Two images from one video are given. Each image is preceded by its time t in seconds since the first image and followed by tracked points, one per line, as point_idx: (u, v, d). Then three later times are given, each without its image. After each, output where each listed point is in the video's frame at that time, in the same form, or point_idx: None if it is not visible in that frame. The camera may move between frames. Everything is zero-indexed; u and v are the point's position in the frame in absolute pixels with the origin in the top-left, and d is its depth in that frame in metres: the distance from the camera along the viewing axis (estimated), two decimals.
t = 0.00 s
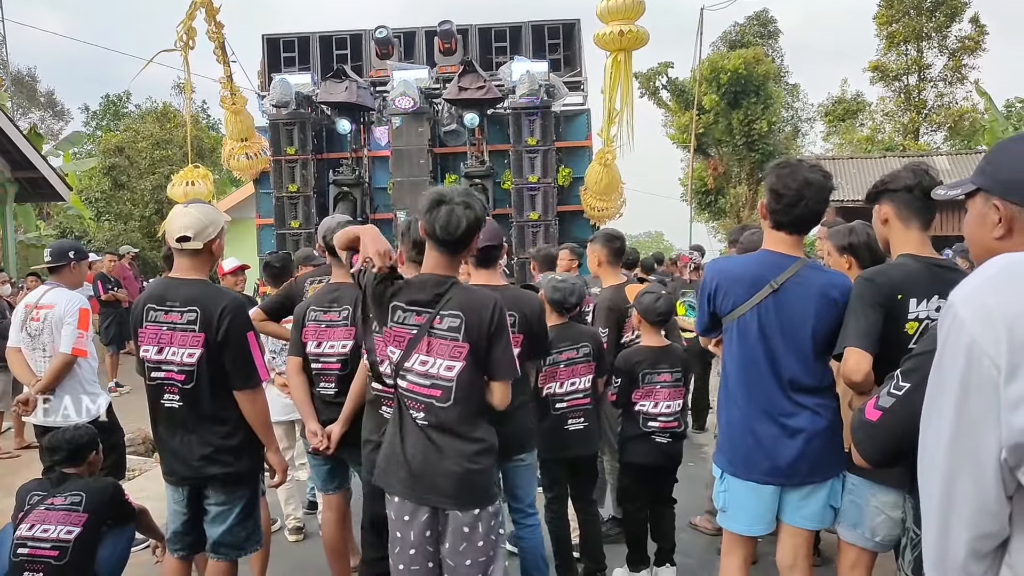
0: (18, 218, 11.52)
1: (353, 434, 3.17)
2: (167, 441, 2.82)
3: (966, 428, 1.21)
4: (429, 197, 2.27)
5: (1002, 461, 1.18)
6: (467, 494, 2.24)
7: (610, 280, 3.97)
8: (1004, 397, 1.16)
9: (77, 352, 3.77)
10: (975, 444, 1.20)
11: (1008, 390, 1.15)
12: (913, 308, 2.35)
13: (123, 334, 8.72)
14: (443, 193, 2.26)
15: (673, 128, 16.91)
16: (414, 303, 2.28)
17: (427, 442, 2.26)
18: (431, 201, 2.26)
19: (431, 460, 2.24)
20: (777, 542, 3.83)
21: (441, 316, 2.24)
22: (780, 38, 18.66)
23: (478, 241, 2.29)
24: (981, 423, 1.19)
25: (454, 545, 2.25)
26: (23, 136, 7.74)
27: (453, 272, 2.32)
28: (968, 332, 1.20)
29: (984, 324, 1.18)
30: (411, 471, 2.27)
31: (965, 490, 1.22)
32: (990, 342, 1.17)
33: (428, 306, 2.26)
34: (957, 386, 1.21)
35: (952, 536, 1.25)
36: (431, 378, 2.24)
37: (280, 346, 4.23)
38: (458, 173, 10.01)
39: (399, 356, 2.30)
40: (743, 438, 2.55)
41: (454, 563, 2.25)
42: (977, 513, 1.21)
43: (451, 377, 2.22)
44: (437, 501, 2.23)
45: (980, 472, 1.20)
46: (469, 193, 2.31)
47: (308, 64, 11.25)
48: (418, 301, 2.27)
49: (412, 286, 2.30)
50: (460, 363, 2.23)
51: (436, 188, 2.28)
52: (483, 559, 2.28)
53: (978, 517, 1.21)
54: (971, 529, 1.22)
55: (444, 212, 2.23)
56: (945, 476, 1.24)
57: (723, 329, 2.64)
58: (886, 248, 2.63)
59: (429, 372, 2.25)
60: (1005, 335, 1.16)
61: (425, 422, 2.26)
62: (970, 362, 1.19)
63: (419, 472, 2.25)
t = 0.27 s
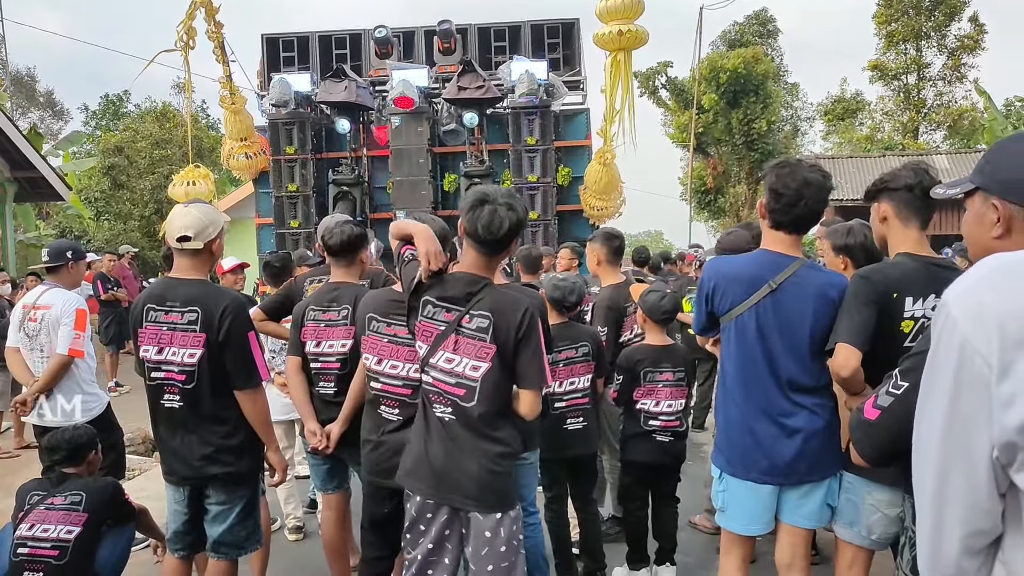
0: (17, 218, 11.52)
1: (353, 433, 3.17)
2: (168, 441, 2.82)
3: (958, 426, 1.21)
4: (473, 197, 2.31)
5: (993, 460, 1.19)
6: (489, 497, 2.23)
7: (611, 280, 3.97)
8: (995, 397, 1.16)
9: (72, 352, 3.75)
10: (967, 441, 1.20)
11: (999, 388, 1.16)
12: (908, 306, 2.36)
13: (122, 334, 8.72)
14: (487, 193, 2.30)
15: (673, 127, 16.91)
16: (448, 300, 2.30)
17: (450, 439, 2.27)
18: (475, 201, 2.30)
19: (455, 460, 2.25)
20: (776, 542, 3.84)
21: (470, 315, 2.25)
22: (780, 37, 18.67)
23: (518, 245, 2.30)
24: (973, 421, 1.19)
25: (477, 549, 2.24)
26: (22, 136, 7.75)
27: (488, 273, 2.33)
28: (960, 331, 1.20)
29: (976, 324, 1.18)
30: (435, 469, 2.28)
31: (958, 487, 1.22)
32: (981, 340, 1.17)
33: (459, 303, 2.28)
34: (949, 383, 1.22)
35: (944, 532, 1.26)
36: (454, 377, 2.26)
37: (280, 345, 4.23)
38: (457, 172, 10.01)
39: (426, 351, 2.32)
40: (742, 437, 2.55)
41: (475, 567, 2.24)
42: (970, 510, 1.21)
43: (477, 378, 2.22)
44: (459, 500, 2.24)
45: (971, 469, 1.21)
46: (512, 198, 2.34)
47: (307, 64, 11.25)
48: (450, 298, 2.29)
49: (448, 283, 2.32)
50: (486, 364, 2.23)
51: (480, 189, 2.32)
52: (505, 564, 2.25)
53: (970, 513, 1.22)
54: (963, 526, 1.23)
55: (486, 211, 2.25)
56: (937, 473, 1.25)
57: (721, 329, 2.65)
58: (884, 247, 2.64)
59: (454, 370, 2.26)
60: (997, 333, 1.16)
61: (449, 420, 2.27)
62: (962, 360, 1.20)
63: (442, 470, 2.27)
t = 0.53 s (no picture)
0: (17, 217, 11.55)
1: (353, 433, 3.18)
2: (168, 441, 2.82)
3: (947, 426, 1.21)
4: (483, 195, 2.31)
5: (982, 460, 1.19)
6: (495, 497, 2.22)
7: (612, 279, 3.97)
8: (984, 397, 1.16)
9: (75, 352, 3.75)
10: (957, 441, 1.21)
11: (988, 389, 1.16)
12: (906, 307, 2.36)
13: (122, 333, 8.72)
14: (498, 192, 2.29)
15: (672, 126, 16.91)
16: (456, 300, 2.31)
17: (460, 438, 2.28)
18: (485, 199, 2.29)
19: (464, 459, 2.26)
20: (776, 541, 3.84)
21: (478, 314, 2.26)
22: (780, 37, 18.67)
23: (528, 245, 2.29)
24: (962, 421, 1.20)
25: (480, 549, 2.24)
26: (22, 137, 7.75)
27: (498, 273, 2.32)
28: (949, 331, 1.20)
29: (965, 325, 1.18)
30: (445, 468, 2.29)
31: (947, 488, 1.22)
32: (970, 341, 1.17)
33: (467, 303, 2.29)
34: (938, 384, 1.22)
35: (935, 531, 1.26)
36: (462, 376, 2.27)
37: (280, 345, 4.23)
38: (457, 172, 10.01)
39: (438, 351, 2.34)
40: (739, 437, 2.55)
41: (479, 568, 2.23)
42: (959, 509, 1.22)
43: (484, 377, 2.23)
44: (466, 500, 2.24)
45: (961, 469, 1.21)
46: (524, 196, 2.32)
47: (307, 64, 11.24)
48: (457, 298, 2.31)
49: (457, 283, 2.33)
50: (493, 365, 2.23)
51: (491, 187, 2.32)
52: (509, 565, 2.23)
53: (959, 512, 1.22)
54: (953, 524, 1.23)
55: (496, 210, 2.24)
56: (927, 473, 1.25)
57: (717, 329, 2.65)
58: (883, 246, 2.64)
59: (463, 369, 2.26)
60: (986, 334, 1.16)
61: (459, 418, 2.29)
62: (951, 360, 1.20)
63: (451, 469, 2.27)
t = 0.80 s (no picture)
0: (18, 217, 11.55)
1: (354, 433, 3.18)
2: (168, 441, 2.82)
3: (941, 429, 1.22)
4: (481, 193, 2.30)
5: (975, 463, 1.19)
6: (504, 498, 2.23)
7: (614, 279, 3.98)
8: (976, 401, 1.17)
9: (78, 352, 3.76)
10: (951, 443, 1.21)
11: (981, 392, 1.16)
12: (903, 307, 2.36)
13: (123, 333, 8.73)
14: (495, 188, 2.29)
15: (673, 126, 16.91)
16: (461, 300, 2.29)
17: (467, 439, 2.28)
18: (483, 197, 2.28)
19: (472, 459, 2.26)
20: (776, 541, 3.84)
21: (485, 313, 2.26)
22: (780, 37, 18.67)
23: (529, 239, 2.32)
24: (955, 424, 1.20)
25: (485, 548, 2.25)
26: (23, 137, 7.76)
27: (501, 270, 2.33)
28: (943, 335, 1.20)
29: (957, 328, 1.18)
30: (451, 469, 2.28)
31: (942, 489, 1.23)
32: (962, 345, 1.18)
33: (470, 303, 2.28)
34: (930, 386, 1.22)
35: (929, 532, 1.26)
36: (473, 376, 2.27)
37: (280, 345, 4.23)
38: (457, 172, 10.02)
39: (445, 354, 2.33)
40: (739, 438, 2.56)
41: (484, 566, 2.25)
42: (952, 511, 1.22)
43: (495, 376, 2.24)
44: (473, 501, 2.24)
45: (954, 472, 1.21)
46: (522, 192, 2.32)
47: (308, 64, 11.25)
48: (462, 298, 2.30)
49: (460, 284, 2.31)
50: (504, 363, 2.24)
51: (488, 185, 2.31)
52: (514, 564, 2.24)
53: (952, 514, 1.22)
54: (946, 526, 1.23)
55: (497, 204, 2.25)
56: (922, 476, 1.25)
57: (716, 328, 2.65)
58: (881, 246, 2.65)
59: (474, 369, 2.27)
60: (978, 337, 1.16)
61: (468, 419, 2.29)
62: (943, 364, 1.20)
63: (457, 469, 2.27)
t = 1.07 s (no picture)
0: (18, 217, 11.55)
1: (352, 433, 3.19)
2: (169, 440, 2.83)
3: (941, 432, 1.21)
4: (472, 195, 2.29)
5: (975, 466, 1.19)
6: (500, 498, 2.23)
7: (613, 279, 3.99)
8: (976, 404, 1.16)
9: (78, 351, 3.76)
10: (950, 447, 1.21)
11: (980, 395, 1.16)
12: (905, 308, 2.36)
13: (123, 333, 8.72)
14: (486, 189, 2.29)
15: (673, 126, 16.90)
16: (460, 300, 2.27)
17: (464, 437, 2.28)
18: (475, 198, 2.28)
19: (469, 459, 2.25)
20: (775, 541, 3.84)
21: (484, 312, 2.26)
22: (780, 37, 18.67)
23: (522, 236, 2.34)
24: (955, 428, 1.20)
25: (481, 547, 2.24)
26: (24, 137, 7.76)
27: (497, 269, 2.33)
28: (942, 337, 1.20)
29: (956, 331, 1.18)
30: (448, 469, 2.27)
31: (941, 492, 1.22)
32: (961, 348, 1.17)
33: (470, 302, 2.27)
34: (931, 389, 1.22)
35: (929, 536, 1.26)
36: (473, 375, 2.27)
37: (280, 345, 4.23)
38: (457, 172, 10.02)
39: (443, 354, 2.30)
40: (740, 438, 2.55)
41: (480, 566, 2.24)
42: (953, 514, 1.22)
43: (495, 374, 2.25)
44: (470, 501, 2.24)
45: (955, 474, 1.21)
46: (512, 189, 2.33)
47: (308, 63, 11.24)
48: (462, 298, 2.28)
49: (459, 283, 2.29)
50: (503, 361, 2.25)
51: (478, 186, 2.31)
52: (510, 564, 2.25)
53: (952, 516, 1.22)
54: (947, 529, 1.23)
55: (491, 204, 2.25)
56: (921, 478, 1.25)
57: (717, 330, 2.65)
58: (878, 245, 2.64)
59: (474, 368, 2.27)
60: (977, 340, 1.16)
61: (466, 417, 2.29)
62: (942, 366, 1.20)
63: (454, 469, 2.26)
